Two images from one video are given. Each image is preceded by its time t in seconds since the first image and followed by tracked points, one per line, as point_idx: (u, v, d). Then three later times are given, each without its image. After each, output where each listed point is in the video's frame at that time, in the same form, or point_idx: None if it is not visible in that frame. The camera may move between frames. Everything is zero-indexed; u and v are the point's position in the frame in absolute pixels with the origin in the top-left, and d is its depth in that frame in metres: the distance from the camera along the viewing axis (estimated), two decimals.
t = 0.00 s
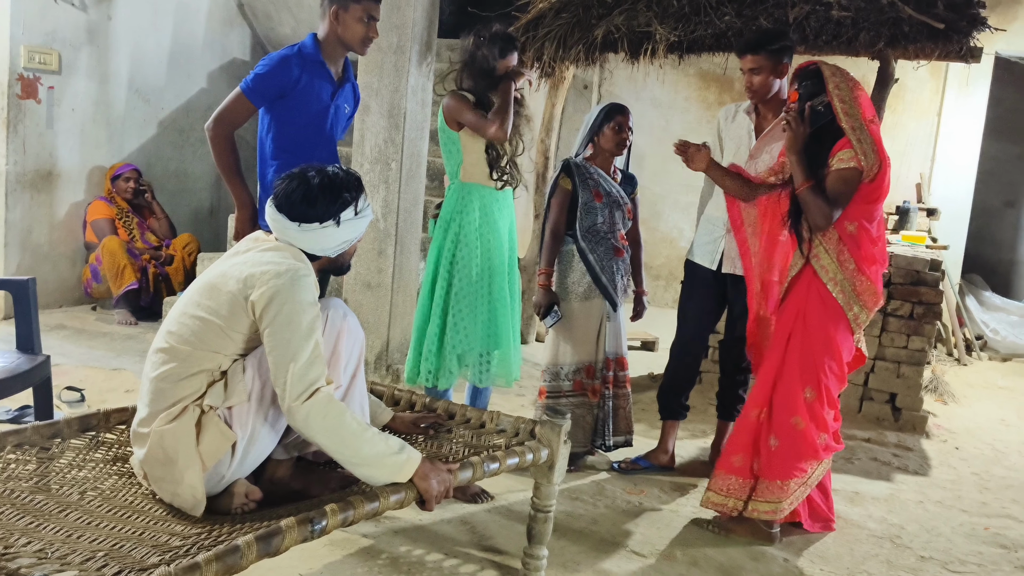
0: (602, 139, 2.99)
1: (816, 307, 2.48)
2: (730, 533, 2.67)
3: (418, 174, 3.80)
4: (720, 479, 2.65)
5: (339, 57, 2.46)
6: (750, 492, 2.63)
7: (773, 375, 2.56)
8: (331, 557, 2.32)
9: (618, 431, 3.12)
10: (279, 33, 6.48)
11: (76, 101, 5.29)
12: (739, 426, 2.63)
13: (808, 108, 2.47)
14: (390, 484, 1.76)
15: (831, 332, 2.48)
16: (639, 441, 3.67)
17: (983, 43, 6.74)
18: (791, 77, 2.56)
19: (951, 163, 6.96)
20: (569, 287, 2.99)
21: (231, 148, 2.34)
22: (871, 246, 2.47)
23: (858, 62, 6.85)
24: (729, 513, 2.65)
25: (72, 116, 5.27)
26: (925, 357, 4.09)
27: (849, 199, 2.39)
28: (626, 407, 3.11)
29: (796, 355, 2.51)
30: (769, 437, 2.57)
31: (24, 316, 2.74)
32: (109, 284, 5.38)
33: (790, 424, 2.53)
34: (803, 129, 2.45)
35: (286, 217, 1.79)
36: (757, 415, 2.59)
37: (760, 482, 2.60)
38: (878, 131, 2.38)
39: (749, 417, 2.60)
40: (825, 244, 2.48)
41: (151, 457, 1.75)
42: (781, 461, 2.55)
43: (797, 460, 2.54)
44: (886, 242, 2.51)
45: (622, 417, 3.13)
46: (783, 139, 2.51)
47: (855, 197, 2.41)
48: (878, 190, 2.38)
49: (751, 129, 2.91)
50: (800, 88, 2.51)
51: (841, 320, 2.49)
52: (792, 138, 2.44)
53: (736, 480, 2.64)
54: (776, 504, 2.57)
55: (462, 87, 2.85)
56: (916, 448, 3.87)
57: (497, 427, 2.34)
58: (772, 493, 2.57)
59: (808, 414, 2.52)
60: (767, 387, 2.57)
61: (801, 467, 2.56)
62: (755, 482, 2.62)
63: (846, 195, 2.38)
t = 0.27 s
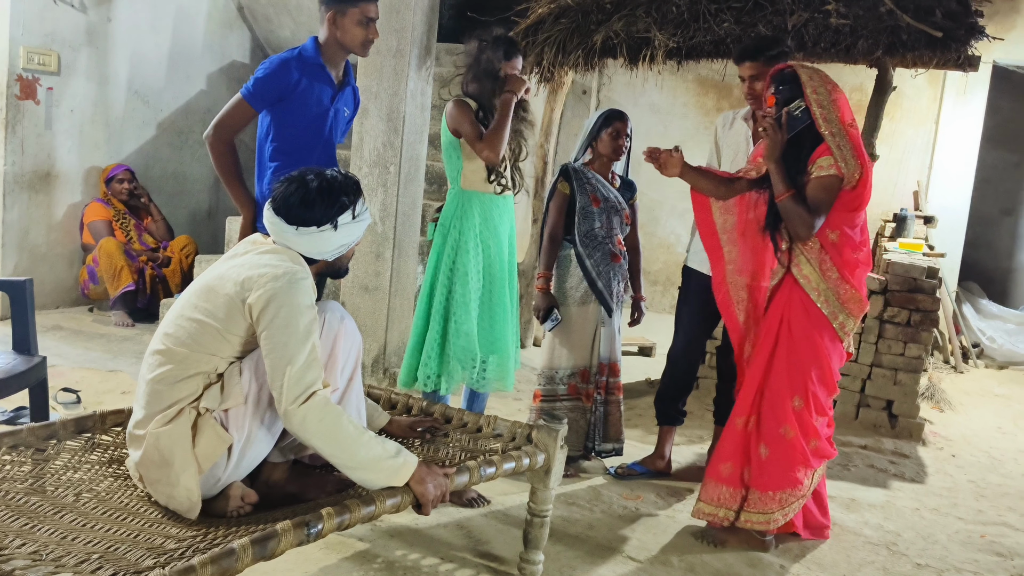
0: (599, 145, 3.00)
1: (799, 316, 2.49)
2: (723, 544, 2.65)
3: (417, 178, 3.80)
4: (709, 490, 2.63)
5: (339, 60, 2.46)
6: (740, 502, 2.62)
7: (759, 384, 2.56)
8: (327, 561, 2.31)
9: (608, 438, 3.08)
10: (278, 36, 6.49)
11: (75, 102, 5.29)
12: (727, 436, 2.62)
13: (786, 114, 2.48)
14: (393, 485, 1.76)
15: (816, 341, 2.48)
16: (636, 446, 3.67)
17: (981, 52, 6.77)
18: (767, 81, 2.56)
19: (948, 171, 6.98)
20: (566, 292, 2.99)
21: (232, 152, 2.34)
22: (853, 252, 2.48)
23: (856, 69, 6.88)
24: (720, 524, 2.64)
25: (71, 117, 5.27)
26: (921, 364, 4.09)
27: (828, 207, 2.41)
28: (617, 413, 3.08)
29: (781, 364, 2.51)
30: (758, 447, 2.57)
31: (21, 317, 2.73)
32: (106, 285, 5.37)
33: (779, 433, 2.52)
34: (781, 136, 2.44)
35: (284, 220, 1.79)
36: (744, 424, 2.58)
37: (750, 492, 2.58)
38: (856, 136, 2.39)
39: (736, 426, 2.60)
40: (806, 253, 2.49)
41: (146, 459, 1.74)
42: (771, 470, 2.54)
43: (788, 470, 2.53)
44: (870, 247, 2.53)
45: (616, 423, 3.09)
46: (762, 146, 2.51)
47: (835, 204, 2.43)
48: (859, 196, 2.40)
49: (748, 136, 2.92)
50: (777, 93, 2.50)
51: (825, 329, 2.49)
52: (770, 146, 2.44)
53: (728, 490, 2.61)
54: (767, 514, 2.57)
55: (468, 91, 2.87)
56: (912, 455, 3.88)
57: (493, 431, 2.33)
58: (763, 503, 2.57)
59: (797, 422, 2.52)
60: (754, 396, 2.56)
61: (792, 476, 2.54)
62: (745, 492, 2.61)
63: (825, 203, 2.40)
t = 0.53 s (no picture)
0: (597, 146, 3.00)
1: (790, 320, 2.50)
2: (721, 545, 2.65)
3: (416, 178, 3.80)
4: (706, 496, 2.63)
5: (335, 55, 2.46)
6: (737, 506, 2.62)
7: (754, 390, 2.55)
8: (324, 561, 2.31)
9: (605, 440, 3.11)
10: (278, 36, 6.49)
11: (74, 101, 5.28)
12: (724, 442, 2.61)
13: (773, 116, 2.49)
14: (395, 488, 1.77)
15: (808, 344, 2.48)
16: (633, 447, 3.67)
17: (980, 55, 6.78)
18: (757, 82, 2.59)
19: (947, 174, 6.99)
20: (564, 292, 3.00)
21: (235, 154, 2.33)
22: (841, 255, 2.47)
23: (855, 72, 6.88)
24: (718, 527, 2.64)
25: (70, 116, 5.27)
26: (919, 367, 4.10)
27: (816, 210, 2.41)
28: (613, 416, 3.09)
29: (775, 369, 2.51)
30: (753, 451, 2.57)
31: (19, 316, 2.73)
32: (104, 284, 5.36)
33: (774, 437, 2.53)
34: (768, 138, 2.45)
35: (281, 220, 1.79)
36: (739, 430, 2.58)
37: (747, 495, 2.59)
38: (842, 137, 2.41)
39: (734, 433, 2.59)
40: (794, 256, 2.49)
41: (144, 458, 1.74)
42: (767, 474, 2.54)
43: (784, 473, 2.53)
44: (862, 250, 2.50)
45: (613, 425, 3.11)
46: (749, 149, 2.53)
47: (822, 207, 2.42)
48: (847, 198, 2.41)
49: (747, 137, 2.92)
50: (765, 94, 2.54)
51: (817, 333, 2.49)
52: (756, 148, 2.45)
53: (725, 495, 2.62)
54: (764, 517, 2.58)
55: (471, 92, 2.86)
56: (909, 458, 3.88)
57: (491, 432, 2.34)
58: (760, 506, 2.57)
59: (791, 426, 2.52)
60: (749, 401, 2.56)
61: (788, 478, 2.55)
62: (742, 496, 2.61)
63: (812, 206, 2.39)
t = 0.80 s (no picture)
0: (597, 146, 3.00)
1: (785, 320, 2.49)
2: (721, 544, 2.65)
3: (416, 177, 3.80)
4: (703, 497, 2.63)
5: (325, 49, 2.46)
6: (734, 506, 2.62)
7: (749, 389, 2.55)
8: (323, 560, 2.30)
9: (606, 440, 3.10)
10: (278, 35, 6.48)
11: (74, 100, 5.28)
12: (721, 442, 2.61)
13: (772, 115, 2.51)
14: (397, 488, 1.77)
15: (801, 343, 2.48)
16: (633, 447, 3.67)
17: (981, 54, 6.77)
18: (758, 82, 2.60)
19: (948, 173, 6.99)
20: (563, 291, 3.00)
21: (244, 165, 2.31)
22: (837, 256, 2.45)
23: (856, 71, 6.88)
24: (716, 527, 2.64)
25: (70, 115, 5.27)
26: (919, 366, 4.10)
27: (812, 209, 2.41)
28: (614, 416, 3.08)
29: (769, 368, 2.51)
30: (749, 451, 2.57)
31: (18, 315, 2.72)
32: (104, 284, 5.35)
33: (768, 436, 2.53)
34: (765, 138, 2.49)
35: (281, 220, 1.78)
36: (735, 430, 2.58)
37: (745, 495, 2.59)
38: (841, 136, 2.41)
39: (731, 433, 2.59)
40: (789, 255, 2.49)
41: (143, 457, 1.74)
42: (764, 473, 2.54)
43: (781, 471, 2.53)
44: (859, 249, 2.48)
45: (613, 425, 3.10)
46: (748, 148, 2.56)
47: (818, 206, 2.42)
48: (843, 197, 2.40)
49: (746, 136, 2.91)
50: (764, 94, 2.55)
51: (807, 331, 2.47)
52: (754, 148, 2.50)
53: (722, 495, 2.61)
54: (762, 516, 2.58)
55: (471, 93, 2.86)
56: (909, 458, 3.88)
57: (491, 431, 2.33)
58: (757, 505, 2.58)
59: (785, 424, 2.52)
60: (744, 400, 2.56)
61: (783, 476, 2.55)
62: (740, 496, 2.61)
63: (808, 206, 2.41)
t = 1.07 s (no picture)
0: (597, 144, 3.00)
1: (787, 315, 2.49)
2: (722, 541, 2.64)
3: (416, 176, 3.80)
4: (702, 489, 2.64)
5: (314, 46, 2.46)
6: (734, 500, 2.63)
7: (748, 382, 2.56)
8: (323, 559, 2.30)
9: (607, 438, 3.09)
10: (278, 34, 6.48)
11: (74, 98, 5.28)
12: (720, 435, 2.63)
13: (784, 115, 2.51)
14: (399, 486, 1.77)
15: (801, 338, 2.48)
16: (634, 445, 3.67)
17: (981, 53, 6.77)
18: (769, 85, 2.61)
19: (948, 172, 6.99)
20: (563, 289, 3.00)
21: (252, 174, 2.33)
22: (842, 254, 2.46)
23: (856, 70, 6.88)
24: (716, 523, 2.64)
25: (70, 114, 5.27)
26: (919, 365, 4.10)
27: (818, 207, 2.42)
28: (616, 414, 3.09)
29: (769, 362, 2.52)
30: (750, 446, 2.57)
31: (19, 314, 2.72)
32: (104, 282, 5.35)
33: (769, 430, 2.54)
34: (777, 136, 2.48)
35: (282, 219, 1.79)
36: (736, 424, 2.59)
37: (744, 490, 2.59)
38: (849, 136, 2.42)
39: (730, 425, 2.60)
40: (794, 251, 2.49)
41: (143, 456, 1.74)
42: (763, 467, 2.55)
43: (780, 466, 2.54)
44: (862, 248, 2.48)
45: (614, 423, 3.10)
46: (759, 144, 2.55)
47: (825, 204, 2.42)
48: (850, 195, 2.41)
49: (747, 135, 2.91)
50: (775, 96, 2.56)
51: (807, 326, 2.48)
52: (767, 145, 2.48)
53: (721, 489, 2.63)
54: (760, 512, 2.58)
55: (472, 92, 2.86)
56: (909, 456, 3.88)
57: (491, 430, 2.33)
58: (756, 500, 2.58)
59: (785, 418, 2.53)
60: (744, 395, 2.57)
61: (783, 471, 2.56)
62: (739, 491, 2.61)
63: (815, 204, 2.42)
